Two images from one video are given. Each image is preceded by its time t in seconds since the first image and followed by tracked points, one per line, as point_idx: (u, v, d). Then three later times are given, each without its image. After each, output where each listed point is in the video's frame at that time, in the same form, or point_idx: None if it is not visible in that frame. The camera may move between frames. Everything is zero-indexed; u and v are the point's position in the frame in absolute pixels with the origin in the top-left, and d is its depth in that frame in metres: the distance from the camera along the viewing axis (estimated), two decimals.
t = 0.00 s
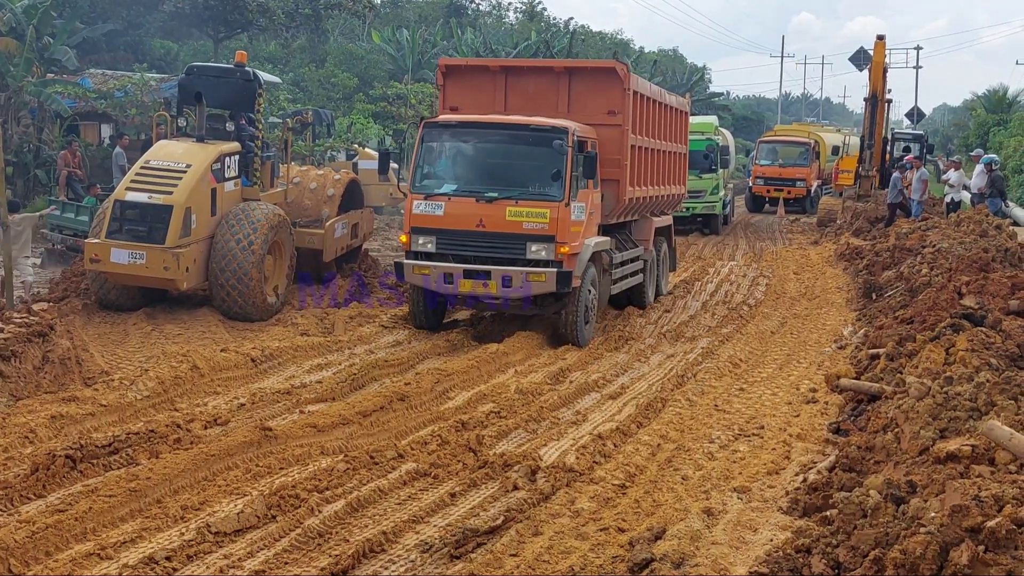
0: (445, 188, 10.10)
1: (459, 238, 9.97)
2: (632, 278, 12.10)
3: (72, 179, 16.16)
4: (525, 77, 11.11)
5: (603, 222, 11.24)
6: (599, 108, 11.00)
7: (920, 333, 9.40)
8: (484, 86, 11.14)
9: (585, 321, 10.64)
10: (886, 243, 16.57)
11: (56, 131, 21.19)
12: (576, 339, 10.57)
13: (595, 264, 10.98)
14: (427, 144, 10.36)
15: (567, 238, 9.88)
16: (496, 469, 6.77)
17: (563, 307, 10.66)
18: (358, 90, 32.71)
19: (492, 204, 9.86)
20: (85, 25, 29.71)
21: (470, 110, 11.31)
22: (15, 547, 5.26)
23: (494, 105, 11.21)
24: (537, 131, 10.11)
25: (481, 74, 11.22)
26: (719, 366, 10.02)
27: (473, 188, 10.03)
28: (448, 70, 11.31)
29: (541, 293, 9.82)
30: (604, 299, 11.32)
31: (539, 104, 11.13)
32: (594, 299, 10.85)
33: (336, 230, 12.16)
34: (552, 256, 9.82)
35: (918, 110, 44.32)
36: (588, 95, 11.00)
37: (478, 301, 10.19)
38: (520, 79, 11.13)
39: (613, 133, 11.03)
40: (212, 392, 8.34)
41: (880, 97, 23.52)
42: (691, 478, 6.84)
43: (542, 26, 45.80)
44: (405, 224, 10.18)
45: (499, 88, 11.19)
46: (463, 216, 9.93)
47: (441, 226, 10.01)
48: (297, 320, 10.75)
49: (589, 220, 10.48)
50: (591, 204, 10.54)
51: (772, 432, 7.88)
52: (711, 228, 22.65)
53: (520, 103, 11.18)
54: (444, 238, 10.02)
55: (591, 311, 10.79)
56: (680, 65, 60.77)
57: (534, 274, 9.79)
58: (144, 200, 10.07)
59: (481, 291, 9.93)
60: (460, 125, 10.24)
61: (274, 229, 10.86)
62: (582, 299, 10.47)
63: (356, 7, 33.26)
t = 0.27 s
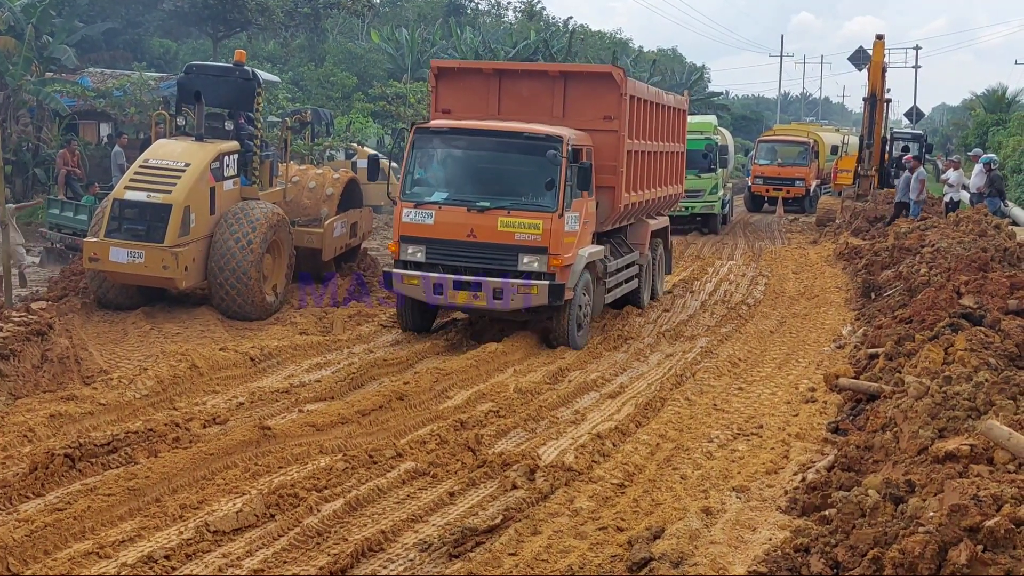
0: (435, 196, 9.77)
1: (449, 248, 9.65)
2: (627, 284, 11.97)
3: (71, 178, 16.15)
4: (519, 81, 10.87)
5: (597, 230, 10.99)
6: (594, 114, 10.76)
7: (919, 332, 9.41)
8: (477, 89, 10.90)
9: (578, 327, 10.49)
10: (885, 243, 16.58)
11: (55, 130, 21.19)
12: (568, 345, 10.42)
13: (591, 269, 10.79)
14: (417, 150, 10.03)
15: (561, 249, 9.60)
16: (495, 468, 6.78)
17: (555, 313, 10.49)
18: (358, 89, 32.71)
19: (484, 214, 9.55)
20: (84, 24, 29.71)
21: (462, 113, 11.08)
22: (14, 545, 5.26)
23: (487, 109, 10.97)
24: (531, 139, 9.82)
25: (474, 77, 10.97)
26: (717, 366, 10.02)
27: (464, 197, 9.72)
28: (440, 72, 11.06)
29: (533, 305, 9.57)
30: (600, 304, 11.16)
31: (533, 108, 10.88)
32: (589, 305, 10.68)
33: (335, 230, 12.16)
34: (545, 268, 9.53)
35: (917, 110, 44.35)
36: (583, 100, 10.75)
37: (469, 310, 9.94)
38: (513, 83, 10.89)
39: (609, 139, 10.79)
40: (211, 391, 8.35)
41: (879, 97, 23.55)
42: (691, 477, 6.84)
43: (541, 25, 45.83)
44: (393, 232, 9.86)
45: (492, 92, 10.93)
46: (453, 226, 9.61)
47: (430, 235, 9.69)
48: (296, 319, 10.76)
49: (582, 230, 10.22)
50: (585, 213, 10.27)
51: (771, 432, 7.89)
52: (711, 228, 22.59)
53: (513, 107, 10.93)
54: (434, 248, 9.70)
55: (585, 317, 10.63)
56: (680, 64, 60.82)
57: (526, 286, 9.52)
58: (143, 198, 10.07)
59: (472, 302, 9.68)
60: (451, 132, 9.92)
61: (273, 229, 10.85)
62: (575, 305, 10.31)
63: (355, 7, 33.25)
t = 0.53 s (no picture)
0: (428, 191, 9.69)
1: (441, 244, 9.59)
2: (624, 282, 11.86)
3: (71, 177, 16.13)
4: (517, 74, 10.82)
5: (593, 227, 10.89)
6: (593, 108, 10.70)
7: (919, 332, 9.41)
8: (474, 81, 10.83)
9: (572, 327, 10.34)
10: (884, 243, 16.58)
11: (54, 129, 21.16)
12: (561, 346, 10.27)
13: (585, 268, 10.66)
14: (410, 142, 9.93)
15: (555, 246, 9.53)
16: (495, 467, 6.78)
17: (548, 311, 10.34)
18: (358, 87, 32.69)
19: (477, 209, 9.47)
20: (84, 22, 29.69)
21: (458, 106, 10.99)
22: (13, 544, 5.26)
23: (484, 102, 10.89)
24: (526, 133, 9.72)
25: (471, 69, 10.91)
26: (717, 365, 10.02)
27: (458, 192, 9.63)
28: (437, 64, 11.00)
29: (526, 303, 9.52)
30: (594, 304, 11.02)
31: (530, 102, 10.82)
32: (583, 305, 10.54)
33: (334, 228, 12.15)
34: (539, 266, 9.47)
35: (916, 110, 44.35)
36: (582, 94, 10.70)
37: (460, 308, 9.84)
38: (511, 76, 10.84)
39: (607, 134, 10.72)
40: (211, 389, 8.35)
41: (879, 96, 23.56)
42: (690, 477, 6.83)
43: (541, 24, 45.81)
44: (386, 227, 9.79)
45: (489, 85, 10.87)
46: (446, 221, 9.53)
47: (423, 230, 9.62)
48: (295, 318, 10.75)
49: (578, 227, 10.12)
50: (581, 210, 10.18)
51: (771, 431, 7.89)
52: (710, 227, 22.61)
53: (510, 101, 10.87)
54: (426, 244, 9.63)
55: (578, 317, 10.48)
56: (680, 63, 60.81)
57: (519, 284, 9.46)
58: (143, 197, 10.07)
59: (463, 300, 9.60)
60: (445, 125, 9.81)
61: (273, 228, 10.84)
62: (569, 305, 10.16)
63: (355, 5, 33.22)
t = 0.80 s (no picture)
0: (415, 185, 9.44)
1: (428, 239, 9.32)
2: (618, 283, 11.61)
3: (70, 175, 16.12)
4: (508, 68, 10.64)
5: (585, 225, 10.69)
6: (585, 104, 10.51)
7: (918, 332, 9.41)
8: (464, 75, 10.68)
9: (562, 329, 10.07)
10: (883, 242, 16.58)
11: (53, 127, 21.15)
12: (550, 347, 9.96)
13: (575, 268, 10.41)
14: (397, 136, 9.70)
15: (544, 242, 9.30)
16: (493, 466, 6.78)
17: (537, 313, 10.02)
18: (357, 87, 32.68)
19: (464, 204, 9.23)
20: (83, 21, 29.68)
21: (448, 100, 10.84)
22: (12, 543, 5.25)
23: (475, 97, 10.72)
24: (515, 126, 9.50)
25: (462, 63, 10.74)
26: (715, 365, 10.01)
27: (445, 186, 9.39)
28: (428, 58, 10.83)
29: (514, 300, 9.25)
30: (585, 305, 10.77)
31: (522, 97, 10.64)
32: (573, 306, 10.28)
33: (333, 227, 12.10)
34: (528, 262, 9.23)
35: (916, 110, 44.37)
36: (574, 89, 10.51)
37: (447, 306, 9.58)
38: (503, 70, 10.66)
39: (599, 130, 10.52)
40: (209, 388, 8.35)
41: (878, 96, 23.61)
42: (689, 476, 6.83)
43: (541, 23, 45.81)
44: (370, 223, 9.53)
45: (480, 79, 10.71)
46: (432, 216, 9.28)
47: (409, 226, 9.36)
48: (294, 318, 10.74)
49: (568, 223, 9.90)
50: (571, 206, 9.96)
51: (770, 431, 7.89)
52: (709, 227, 22.61)
53: (501, 95, 10.70)
54: (412, 240, 9.37)
55: (568, 319, 10.21)
56: (679, 63, 60.83)
57: (507, 280, 9.20)
58: (142, 196, 10.06)
59: (449, 297, 9.32)
60: (433, 118, 9.59)
61: (271, 227, 10.82)
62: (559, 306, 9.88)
63: (355, 4, 33.20)
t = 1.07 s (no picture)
0: (395, 192, 9.14)
1: (409, 248, 9.04)
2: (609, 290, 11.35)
3: (67, 174, 16.11)
4: (493, 71, 10.29)
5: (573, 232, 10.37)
6: (573, 107, 10.16)
7: (915, 331, 9.43)
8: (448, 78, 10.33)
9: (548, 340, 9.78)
10: (881, 242, 16.59)
11: (51, 126, 21.14)
12: (536, 355, 9.67)
13: (563, 276, 10.11)
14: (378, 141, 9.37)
15: (528, 250, 9.00)
16: (491, 466, 6.78)
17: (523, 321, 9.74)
18: (355, 86, 32.69)
19: (446, 211, 8.93)
20: (81, 20, 29.65)
21: (431, 103, 10.49)
22: (10, 542, 5.25)
23: (458, 100, 10.38)
24: (499, 131, 9.18)
25: (446, 65, 10.40)
26: (713, 364, 10.01)
27: (426, 193, 9.08)
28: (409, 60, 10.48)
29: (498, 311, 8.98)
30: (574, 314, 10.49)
31: (507, 99, 10.30)
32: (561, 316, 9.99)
33: (332, 226, 12.07)
34: (511, 271, 8.94)
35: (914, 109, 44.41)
36: (562, 92, 10.16)
37: (429, 315, 9.32)
38: (487, 73, 10.32)
39: (588, 134, 10.17)
40: (207, 388, 8.35)
41: (876, 96, 23.72)
42: (686, 476, 6.84)
43: (539, 23, 45.85)
44: (350, 230, 9.25)
45: (464, 81, 10.37)
46: (413, 223, 8.99)
47: (389, 233, 9.07)
48: (292, 317, 10.74)
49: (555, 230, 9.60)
50: (557, 212, 9.65)
51: (767, 430, 7.90)
52: (707, 226, 22.63)
53: (486, 98, 10.36)
54: (392, 248, 9.09)
55: (556, 329, 9.92)
56: (677, 62, 60.87)
57: (490, 290, 8.92)
58: (140, 195, 10.05)
59: (430, 307, 9.07)
60: (414, 123, 9.25)
61: (269, 226, 10.81)
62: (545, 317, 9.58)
63: (353, 4, 33.20)
